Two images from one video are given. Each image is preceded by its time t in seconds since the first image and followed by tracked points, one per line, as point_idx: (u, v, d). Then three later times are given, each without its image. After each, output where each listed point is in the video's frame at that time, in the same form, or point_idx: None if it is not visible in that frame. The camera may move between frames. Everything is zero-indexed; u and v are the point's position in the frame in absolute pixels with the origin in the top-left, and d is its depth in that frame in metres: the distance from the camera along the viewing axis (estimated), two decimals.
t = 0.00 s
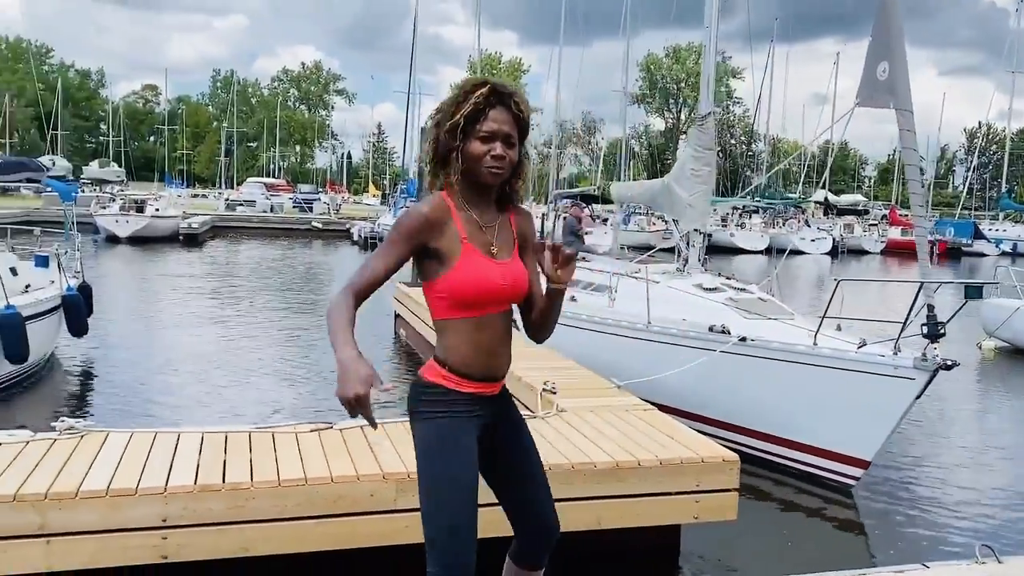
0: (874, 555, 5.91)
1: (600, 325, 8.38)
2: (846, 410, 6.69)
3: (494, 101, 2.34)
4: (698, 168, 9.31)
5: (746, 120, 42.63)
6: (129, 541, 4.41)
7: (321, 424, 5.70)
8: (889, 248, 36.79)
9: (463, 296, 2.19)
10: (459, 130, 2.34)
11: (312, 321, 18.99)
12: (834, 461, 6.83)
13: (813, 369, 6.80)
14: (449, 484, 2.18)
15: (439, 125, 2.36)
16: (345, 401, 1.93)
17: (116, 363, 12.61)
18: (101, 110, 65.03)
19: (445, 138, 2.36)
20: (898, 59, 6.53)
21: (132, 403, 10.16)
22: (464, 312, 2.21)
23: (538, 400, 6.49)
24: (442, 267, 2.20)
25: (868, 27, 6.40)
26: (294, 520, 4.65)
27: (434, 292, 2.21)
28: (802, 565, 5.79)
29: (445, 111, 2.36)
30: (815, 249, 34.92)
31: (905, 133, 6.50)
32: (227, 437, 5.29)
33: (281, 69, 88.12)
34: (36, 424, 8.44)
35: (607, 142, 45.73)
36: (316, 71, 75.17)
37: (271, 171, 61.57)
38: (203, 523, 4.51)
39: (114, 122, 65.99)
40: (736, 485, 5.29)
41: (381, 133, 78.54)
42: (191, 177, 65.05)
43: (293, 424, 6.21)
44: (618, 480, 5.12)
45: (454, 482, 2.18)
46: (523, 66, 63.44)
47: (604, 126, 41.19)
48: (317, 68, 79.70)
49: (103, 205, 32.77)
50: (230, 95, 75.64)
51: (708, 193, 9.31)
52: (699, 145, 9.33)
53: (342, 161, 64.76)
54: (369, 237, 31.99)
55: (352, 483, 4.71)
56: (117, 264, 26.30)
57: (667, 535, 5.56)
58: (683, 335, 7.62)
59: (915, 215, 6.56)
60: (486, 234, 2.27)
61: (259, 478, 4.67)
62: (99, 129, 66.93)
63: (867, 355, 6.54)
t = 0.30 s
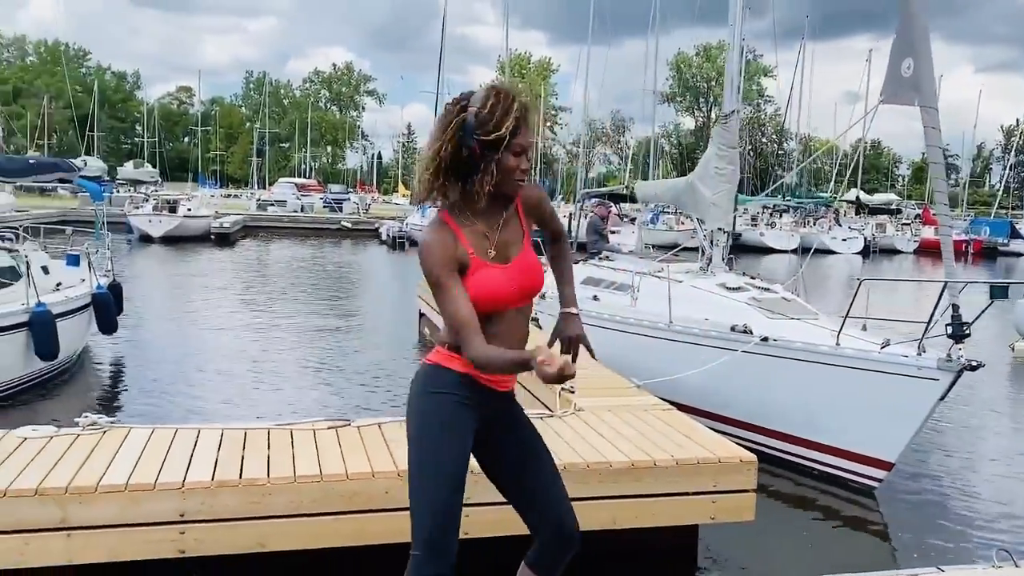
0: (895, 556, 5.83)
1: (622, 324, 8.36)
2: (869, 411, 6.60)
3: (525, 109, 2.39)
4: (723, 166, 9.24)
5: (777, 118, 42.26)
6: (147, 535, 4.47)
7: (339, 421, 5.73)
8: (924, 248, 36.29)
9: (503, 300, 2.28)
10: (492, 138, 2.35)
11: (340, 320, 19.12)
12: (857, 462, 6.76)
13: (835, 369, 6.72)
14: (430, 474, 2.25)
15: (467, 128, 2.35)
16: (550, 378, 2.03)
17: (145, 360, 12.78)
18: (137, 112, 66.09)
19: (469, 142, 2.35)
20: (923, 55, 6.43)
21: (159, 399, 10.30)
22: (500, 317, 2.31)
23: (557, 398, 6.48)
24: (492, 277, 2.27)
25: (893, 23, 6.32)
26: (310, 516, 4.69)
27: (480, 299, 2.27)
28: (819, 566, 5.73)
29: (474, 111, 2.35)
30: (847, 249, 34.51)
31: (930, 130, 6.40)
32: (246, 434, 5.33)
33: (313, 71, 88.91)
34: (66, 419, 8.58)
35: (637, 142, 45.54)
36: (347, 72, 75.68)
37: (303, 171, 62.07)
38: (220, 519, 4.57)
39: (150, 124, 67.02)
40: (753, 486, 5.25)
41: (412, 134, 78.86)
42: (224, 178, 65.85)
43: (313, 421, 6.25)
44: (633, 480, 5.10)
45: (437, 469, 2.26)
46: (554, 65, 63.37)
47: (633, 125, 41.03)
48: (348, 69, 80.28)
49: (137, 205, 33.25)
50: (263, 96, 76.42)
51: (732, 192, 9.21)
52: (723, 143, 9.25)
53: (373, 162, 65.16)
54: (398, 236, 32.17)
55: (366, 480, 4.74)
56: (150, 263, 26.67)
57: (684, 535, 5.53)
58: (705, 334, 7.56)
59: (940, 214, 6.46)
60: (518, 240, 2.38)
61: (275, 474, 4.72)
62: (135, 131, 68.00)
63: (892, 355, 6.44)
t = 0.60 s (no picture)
0: (914, 561, 5.73)
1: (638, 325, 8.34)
2: (886, 412, 6.51)
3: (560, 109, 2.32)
4: (741, 165, 9.14)
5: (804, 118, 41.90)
6: (155, 533, 4.50)
7: (349, 421, 5.74)
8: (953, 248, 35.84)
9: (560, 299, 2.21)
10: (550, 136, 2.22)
11: (362, 320, 19.22)
12: (876, 466, 6.64)
13: (853, 370, 6.62)
14: (566, 467, 2.18)
15: (535, 128, 2.17)
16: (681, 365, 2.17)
17: (168, 357, 12.92)
18: (167, 113, 66.97)
19: (537, 143, 2.19)
20: (942, 51, 6.33)
21: (180, 396, 10.40)
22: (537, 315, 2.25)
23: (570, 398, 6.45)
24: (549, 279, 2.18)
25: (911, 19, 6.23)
26: (317, 516, 4.69)
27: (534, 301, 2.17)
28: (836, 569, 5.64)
29: (533, 108, 2.20)
30: (875, 249, 34.11)
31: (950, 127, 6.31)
32: (256, 433, 5.35)
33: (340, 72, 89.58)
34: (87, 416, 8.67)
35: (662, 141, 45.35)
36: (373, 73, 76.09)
37: (329, 172, 62.48)
38: (228, 518, 4.58)
39: (179, 125, 67.87)
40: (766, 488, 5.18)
41: (438, 134, 79.16)
42: (252, 178, 66.50)
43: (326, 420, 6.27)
44: (642, 480, 5.05)
45: (570, 458, 2.20)
46: (579, 65, 63.29)
47: (658, 125, 40.91)
48: (374, 70, 80.72)
49: (165, 206, 33.63)
50: (290, 98, 77.10)
51: (750, 191, 9.12)
52: (741, 142, 9.14)
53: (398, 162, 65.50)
54: (421, 236, 32.28)
55: (373, 480, 4.74)
56: (177, 263, 26.97)
57: (696, 536, 5.46)
58: (721, 334, 7.49)
59: (960, 212, 6.35)
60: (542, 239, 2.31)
61: (282, 472, 4.73)
62: (165, 133, 68.88)
63: (909, 356, 6.33)
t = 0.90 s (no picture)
0: (928, 564, 5.64)
1: (650, 325, 8.33)
2: (898, 414, 6.43)
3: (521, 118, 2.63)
4: (756, 164, 9.04)
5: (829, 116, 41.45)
6: (159, 533, 4.54)
7: (357, 422, 5.75)
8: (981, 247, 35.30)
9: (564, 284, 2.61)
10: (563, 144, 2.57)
11: (380, 321, 19.27)
12: (889, 469, 6.56)
13: (866, 371, 6.54)
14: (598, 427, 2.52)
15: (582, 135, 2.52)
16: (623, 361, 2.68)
17: (187, 358, 13.02)
18: (192, 116, 67.49)
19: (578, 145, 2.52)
20: (956, 48, 6.24)
21: (197, 395, 10.47)
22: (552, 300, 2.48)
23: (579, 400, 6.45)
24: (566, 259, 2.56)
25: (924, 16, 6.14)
26: (320, 517, 4.70)
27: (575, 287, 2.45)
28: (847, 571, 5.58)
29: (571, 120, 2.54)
30: (900, 249, 33.65)
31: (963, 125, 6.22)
32: (263, 433, 5.38)
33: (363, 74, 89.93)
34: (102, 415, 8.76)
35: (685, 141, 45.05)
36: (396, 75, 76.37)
37: (351, 172, 62.71)
38: (230, 517, 4.60)
39: (203, 128, 68.37)
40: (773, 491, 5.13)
41: (461, 136, 79.15)
42: (275, 180, 66.85)
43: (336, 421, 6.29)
44: (645, 484, 5.02)
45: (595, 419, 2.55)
46: (601, 65, 63.12)
47: (680, 124, 40.65)
48: (396, 71, 81.01)
49: (188, 208, 33.93)
50: (313, 99, 77.54)
51: (765, 190, 9.04)
52: (756, 141, 9.03)
53: (420, 163, 65.63)
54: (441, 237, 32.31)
55: (375, 481, 4.73)
56: (199, 264, 27.19)
57: (702, 539, 5.42)
58: (733, 335, 7.45)
59: (975, 211, 6.25)
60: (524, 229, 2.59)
61: (285, 473, 4.73)
62: (189, 135, 69.46)
63: (921, 357, 6.25)
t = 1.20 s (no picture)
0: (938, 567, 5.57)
1: (661, 326, 8.33)
2: (910, 416, 6.35)
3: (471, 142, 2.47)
4: (769, 165, 8.99)
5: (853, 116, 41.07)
6: (164, 534, 4.57)
7: (364, 424, 5.77)
8: (1006, 247, 34.83)
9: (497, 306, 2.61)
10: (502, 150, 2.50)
11: (397, 323, 19.32)
12: (900, 472, 6.48)
13: (878, 373, 6.47)
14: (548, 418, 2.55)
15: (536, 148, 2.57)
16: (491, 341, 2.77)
17: (204, 359, 13.13)
18: (216, 119, 68.03)
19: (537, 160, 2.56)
20: (969, 47, 6.15)
21: (214, 395, 10.54)
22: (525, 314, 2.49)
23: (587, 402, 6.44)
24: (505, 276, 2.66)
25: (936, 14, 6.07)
26: (325, 519, 4.72)
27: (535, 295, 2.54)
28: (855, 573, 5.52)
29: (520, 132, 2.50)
30: (924, 249, 33.26)
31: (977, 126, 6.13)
32: (270, 435, 5.41)
33: (384, 77, 90.28)
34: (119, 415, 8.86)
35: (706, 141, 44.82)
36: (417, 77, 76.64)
37: (372, 175, 62.97)
38: (234, 519, 4.63)
39: (227, 131, 68.87)
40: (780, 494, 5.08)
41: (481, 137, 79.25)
42: (298, 182, 67.23)
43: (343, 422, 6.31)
44: (649, 487, 4.99)
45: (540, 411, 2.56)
46: (621, 66, 63.01)
47: (701, 125, 40.46)
48: (417, 74, 81.26)
49: (210, 210, 34.21)
50: (335, 103, 78.00)
51: (778, 191, 8.97)
52: (770, 142, 8.97)
53: (441, 165, 65.79)
54: (460, 239, 32.36)
55: (379, 484, 4.74)
56: (220, 266, 27.41)
57: (710, 542, 5.37)
58: (744, 336, 7.41)
59: (988, 212, 6.16)
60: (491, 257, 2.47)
61: (289, 475, 4.76)
62: (213, 138, 70.05)
63: (933, 360, 6.18)
